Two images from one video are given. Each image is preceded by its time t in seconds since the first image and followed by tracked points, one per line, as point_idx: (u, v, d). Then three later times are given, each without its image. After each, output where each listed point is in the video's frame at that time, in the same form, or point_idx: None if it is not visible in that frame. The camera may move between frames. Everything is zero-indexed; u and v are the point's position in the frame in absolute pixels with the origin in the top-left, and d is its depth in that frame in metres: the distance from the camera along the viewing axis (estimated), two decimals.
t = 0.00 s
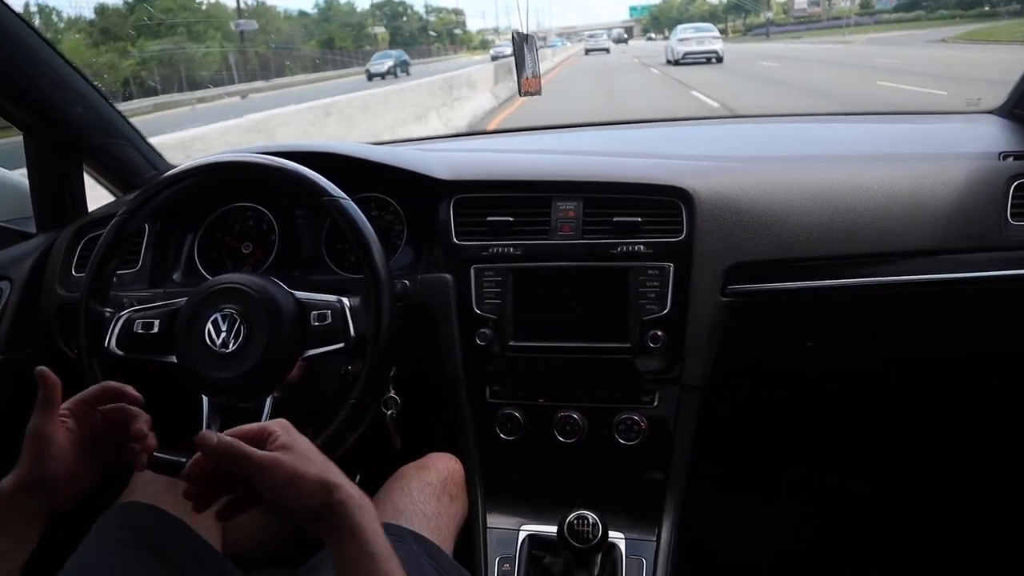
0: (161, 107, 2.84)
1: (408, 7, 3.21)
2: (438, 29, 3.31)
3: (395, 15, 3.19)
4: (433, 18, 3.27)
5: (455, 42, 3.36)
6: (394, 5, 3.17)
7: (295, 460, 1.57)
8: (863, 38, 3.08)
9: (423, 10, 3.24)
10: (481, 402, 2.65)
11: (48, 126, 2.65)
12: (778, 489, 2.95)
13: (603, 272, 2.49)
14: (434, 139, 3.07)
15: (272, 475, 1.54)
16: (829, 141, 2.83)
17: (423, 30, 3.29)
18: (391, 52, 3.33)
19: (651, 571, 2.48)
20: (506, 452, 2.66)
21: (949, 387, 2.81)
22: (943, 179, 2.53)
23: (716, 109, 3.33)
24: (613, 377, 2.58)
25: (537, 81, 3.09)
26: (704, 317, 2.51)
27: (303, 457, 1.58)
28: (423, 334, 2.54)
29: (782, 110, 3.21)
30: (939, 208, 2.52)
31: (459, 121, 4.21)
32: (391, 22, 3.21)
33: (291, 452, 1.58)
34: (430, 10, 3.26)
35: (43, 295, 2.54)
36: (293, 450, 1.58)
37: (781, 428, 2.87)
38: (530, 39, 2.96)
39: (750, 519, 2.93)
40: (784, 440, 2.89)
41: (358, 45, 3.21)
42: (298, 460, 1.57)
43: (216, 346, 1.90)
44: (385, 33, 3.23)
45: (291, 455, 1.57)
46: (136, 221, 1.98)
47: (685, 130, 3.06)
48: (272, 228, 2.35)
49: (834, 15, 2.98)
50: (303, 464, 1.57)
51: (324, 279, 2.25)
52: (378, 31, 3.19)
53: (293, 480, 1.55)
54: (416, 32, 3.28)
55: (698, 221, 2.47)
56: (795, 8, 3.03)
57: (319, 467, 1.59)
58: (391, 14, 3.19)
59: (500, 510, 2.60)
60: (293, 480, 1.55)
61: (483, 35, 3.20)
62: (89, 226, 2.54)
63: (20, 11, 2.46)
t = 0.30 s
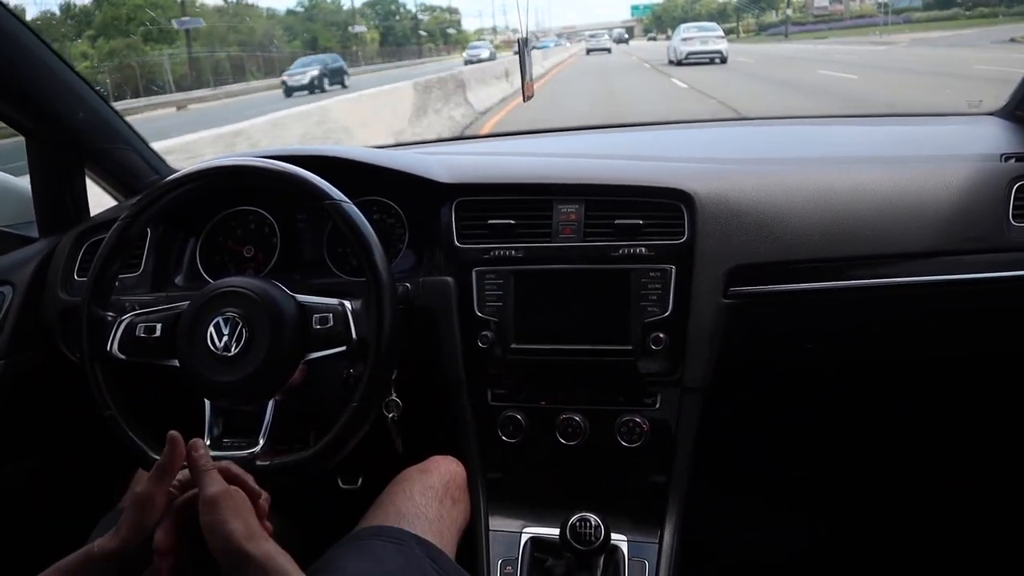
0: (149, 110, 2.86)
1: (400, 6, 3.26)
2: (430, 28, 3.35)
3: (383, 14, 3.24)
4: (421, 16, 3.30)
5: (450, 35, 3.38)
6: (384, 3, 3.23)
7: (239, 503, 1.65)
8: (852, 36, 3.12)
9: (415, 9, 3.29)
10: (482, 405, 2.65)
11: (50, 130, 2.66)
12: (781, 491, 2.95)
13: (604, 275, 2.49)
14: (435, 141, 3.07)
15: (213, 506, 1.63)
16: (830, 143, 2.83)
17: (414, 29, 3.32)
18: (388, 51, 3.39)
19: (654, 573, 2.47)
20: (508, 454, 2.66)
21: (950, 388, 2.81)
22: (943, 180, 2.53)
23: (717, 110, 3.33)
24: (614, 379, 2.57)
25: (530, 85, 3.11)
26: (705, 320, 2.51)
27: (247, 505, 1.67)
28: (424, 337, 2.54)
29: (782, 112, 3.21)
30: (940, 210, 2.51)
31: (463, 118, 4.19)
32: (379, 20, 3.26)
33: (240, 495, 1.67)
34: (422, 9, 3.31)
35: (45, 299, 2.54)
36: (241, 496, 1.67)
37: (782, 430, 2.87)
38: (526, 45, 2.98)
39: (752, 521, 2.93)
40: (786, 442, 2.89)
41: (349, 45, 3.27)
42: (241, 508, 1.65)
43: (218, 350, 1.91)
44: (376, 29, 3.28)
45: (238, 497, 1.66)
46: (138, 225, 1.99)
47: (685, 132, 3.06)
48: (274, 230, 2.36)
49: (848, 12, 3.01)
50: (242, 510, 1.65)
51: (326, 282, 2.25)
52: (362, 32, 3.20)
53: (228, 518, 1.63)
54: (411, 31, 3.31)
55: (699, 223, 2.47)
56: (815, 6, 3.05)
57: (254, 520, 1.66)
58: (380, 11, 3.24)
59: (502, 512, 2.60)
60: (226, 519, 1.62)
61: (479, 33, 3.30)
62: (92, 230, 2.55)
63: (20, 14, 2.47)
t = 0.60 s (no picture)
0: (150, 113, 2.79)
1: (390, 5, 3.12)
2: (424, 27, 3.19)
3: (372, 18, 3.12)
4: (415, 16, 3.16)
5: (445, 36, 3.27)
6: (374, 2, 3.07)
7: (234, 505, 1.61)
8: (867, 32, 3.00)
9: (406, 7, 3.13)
10: (482, 400, 2.65)
11: (49, 126, 2.65)
12: (780, 485, 2.95)
13: (604, 269, 2.49)
14: (434, 138, 3.06)
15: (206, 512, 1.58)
16: (831, 137, 2.83)
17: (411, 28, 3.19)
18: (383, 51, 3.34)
19: (653, 567, 2.47)
20: (508, 449, 2.66)
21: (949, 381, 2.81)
22: (944, 174, 2.52)
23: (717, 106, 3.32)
24: (614, 374, 2.58)
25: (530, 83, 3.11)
26: (704, 314, 2.51)
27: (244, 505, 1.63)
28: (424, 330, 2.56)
29: (782, 107, 3.20)
30: (940, 203, 2.51)
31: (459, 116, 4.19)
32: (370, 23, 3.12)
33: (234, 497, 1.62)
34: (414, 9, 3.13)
35: (44, 296, 2.54)
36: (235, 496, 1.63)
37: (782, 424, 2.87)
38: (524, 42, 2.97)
39: (752, 515, 2.93)
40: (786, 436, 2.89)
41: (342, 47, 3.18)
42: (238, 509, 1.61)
43: (217, 345, 1.91)
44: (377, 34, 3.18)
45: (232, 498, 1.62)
46: (137, 220, 1.98)
47: (685, 127, 3.05)
48: (273, 226, 2.36)
49: (876, 12, 2.93)
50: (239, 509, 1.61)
51: (326, 278, 2.25)
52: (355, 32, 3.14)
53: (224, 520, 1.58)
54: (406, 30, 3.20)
55: (699, 217, 2.47)
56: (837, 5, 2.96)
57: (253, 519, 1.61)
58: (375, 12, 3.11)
59: (502, 507, 2.60)
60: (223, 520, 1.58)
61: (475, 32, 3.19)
62: (91, 227, 2.56)
63: (19, 11, 2.45)
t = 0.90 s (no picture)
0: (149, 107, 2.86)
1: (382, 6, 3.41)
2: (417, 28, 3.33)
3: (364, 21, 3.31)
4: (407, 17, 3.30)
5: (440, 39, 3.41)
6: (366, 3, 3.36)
7: (223, 495, 1.53)
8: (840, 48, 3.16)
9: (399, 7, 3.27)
10: (480, 399, 2.65)
11: (48, 124, 2.66)
12: (779, 487, 2.95)
13: (603, 269, 2.49)
14: (435, 137, 3.07)
15: (198, 515, 1.52)
16: (830, 139, 2.83)
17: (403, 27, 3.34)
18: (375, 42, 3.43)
19: (650, 568, 2.47)
20: (506, 449, 2.66)
21: (948, 384, 2.82)
22: (943, 177, 2.52)
23: (717, 107, 3.33)
24: (613, 375, 2.58)
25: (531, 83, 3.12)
26: (703, 315, 2.51)
27: (236, 486, 1.54)
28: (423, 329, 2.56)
29: (782, 109, 3.21)
30: (939, 205, 2.51)
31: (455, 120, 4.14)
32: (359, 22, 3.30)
33: (221, 488, 1.53)
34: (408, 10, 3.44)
35: (42, 294, 2.55)
36: (224, 481, 1.54)
37: (780, 426, 2.88)
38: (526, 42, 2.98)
39: (750, 517, 2.93)
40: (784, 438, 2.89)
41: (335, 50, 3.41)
42: (230, 498, 1.53)
43: (216, 343, 1.91)
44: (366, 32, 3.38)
45: (219, 490, 1.53)
46: (137, 217, 1.98)
47: (685, 128, 3.06)
48: (272, 225, 2.37)
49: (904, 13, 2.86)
50: (231, 497, 1.53)
51: (326, 277, 2.25)
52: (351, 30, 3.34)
53: (220, 516, 1.52)
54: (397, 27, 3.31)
55: (698, 218, 2.47)
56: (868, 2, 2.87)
57: (250, 500, 1.54)
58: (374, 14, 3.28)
59: (499, 507, 2.60)
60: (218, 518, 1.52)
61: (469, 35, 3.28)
62: (89, 224, 2.54)
63: (19, 8, 2.45)
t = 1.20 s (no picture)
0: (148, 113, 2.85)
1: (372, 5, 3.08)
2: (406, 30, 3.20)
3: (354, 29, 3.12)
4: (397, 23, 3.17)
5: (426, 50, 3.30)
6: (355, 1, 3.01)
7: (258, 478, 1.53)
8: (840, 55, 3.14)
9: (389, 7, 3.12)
10: (480, 401, 2.65)
11: (48, 124, 2.66)
12: (777, 490, 2.95)
13: (603, 272, 2.49)
14: (434, 139, 3.06)
15: (234, 499, 1.53)
16: (830, 143, 2.83)
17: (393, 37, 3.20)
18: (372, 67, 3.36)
19: (649, 571, 2.46)
20: (505, 451, 2.66)
21: (947, 388, 2.82)
22: (943, 181, 2.52)
23: (717, 111, 3.32)
24: (612, 377, 2.57)
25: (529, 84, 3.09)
26: (703, 318, 2.52)
27: (270, 470, 1.54)
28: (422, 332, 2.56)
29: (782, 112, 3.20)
30: (938, 210, 2.51)
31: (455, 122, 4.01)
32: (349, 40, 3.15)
33: (255, 473, 1.53)
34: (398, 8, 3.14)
35: (42, 295, 2.55)
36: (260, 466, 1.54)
37: (779, 429, 2.87)
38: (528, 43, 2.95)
39: (748, 520, 2.93)
40: (782, 441, 2.89)
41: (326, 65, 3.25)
42: (265, 482, 1.52)
43: (215, 345, 1.91)
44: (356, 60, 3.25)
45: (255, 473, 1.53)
46: (137, 218, 1.98)
47: (684, 131, 3.05)
48: (272, 226, 2.37)
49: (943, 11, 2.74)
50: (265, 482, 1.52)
51: (325, 278, 2.25)
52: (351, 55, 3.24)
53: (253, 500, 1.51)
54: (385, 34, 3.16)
55: (698, 221, 2.47)
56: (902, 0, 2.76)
57: (281, 487, 1.52)
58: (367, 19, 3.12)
59: (498, 509, 2.59)
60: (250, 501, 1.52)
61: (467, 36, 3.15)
62: (88, 225, 2.54)
63: (20, 10, 2.45)
